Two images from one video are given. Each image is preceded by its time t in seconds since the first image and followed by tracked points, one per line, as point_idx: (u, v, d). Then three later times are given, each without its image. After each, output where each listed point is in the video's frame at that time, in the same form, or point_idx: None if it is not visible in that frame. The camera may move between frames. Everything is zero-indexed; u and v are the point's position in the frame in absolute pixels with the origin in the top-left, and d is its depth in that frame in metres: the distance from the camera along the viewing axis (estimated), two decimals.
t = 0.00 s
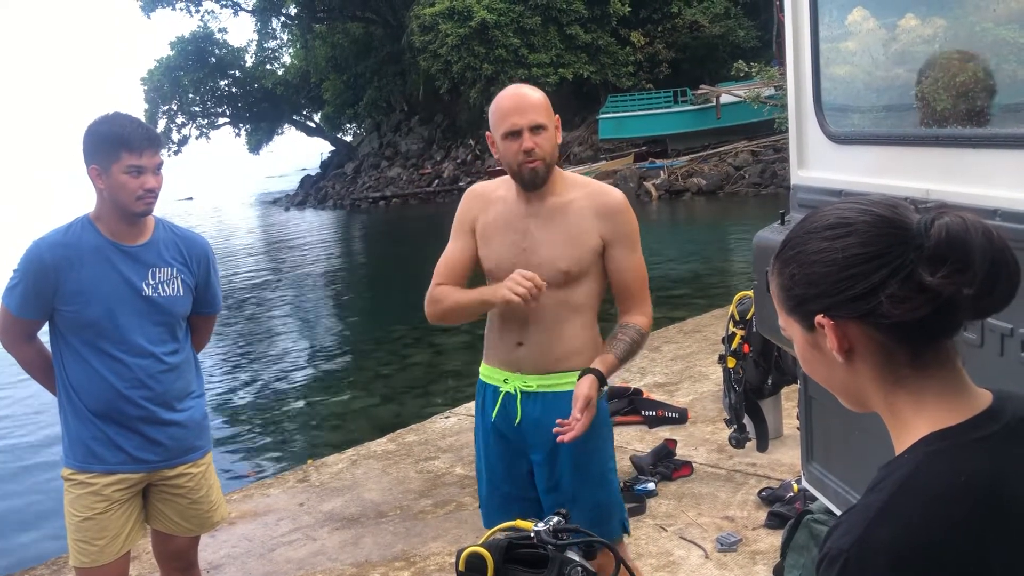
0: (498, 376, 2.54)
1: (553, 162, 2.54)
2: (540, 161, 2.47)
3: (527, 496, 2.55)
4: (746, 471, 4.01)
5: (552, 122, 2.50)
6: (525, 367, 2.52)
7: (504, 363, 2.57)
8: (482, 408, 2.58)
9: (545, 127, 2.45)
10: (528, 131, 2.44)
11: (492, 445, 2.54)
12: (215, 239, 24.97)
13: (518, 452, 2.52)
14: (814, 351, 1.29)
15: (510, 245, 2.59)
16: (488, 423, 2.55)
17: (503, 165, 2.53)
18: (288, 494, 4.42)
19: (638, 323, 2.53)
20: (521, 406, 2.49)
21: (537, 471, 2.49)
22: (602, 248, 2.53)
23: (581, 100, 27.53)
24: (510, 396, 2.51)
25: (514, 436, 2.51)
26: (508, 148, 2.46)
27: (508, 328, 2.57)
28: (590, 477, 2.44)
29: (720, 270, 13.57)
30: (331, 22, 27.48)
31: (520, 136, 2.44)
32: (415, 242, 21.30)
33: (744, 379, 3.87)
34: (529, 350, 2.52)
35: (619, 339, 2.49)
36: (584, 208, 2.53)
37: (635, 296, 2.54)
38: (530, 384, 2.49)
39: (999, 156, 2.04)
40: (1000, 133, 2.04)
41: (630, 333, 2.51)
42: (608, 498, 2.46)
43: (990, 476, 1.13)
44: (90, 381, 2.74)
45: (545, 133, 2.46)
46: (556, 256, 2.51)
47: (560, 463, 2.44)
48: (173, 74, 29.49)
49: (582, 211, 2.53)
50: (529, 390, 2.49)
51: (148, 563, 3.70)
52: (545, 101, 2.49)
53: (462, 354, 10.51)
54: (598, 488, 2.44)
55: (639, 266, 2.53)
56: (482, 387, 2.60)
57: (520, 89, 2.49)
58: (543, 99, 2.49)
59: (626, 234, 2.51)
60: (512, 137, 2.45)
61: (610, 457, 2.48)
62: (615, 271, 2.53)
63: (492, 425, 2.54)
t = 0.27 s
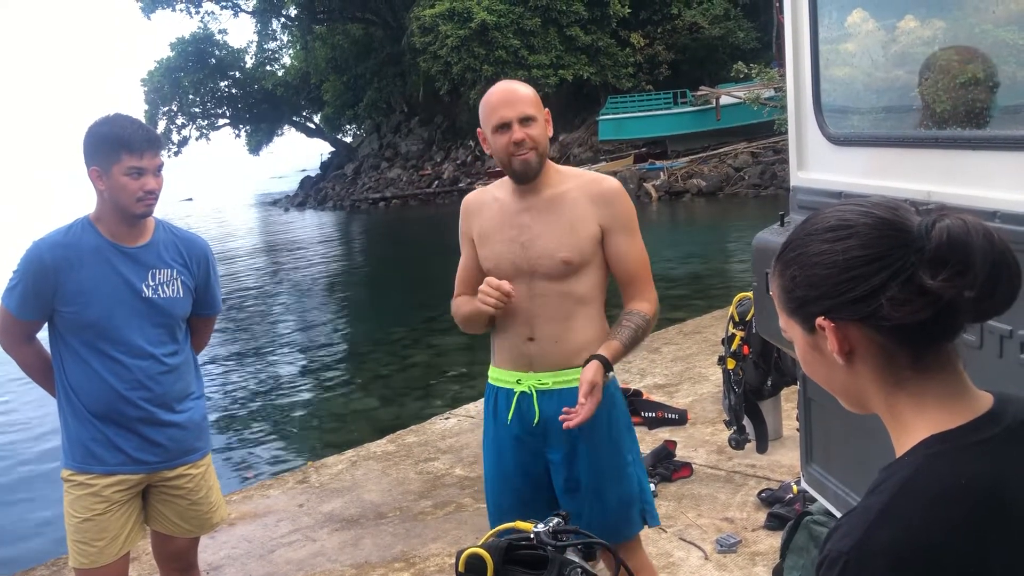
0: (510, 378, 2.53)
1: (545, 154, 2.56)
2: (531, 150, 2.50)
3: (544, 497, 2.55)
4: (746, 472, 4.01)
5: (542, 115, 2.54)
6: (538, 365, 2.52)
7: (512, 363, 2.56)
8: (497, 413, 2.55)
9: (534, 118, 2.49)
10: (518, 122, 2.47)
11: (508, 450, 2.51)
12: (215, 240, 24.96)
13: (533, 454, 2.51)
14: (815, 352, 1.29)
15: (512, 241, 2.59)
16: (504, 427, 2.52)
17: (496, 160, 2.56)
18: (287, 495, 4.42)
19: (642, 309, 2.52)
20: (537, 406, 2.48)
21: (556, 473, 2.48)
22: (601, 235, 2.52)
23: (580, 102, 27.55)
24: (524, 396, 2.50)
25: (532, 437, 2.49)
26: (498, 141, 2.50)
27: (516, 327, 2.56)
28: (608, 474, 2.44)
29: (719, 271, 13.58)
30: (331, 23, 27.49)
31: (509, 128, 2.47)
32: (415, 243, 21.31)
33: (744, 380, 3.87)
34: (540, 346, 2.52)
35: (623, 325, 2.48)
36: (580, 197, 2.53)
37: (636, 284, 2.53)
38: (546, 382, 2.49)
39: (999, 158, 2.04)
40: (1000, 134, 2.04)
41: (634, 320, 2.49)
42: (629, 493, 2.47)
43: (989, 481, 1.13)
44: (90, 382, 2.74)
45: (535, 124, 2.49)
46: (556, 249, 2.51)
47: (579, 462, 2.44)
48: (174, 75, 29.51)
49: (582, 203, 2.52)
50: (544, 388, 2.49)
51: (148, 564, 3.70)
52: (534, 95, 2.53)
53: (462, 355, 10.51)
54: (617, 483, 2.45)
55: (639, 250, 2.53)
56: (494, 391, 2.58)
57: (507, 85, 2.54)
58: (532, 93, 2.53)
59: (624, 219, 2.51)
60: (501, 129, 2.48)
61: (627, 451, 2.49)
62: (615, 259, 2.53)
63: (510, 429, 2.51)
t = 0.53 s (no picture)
0: (519, 380, 2.54)
1: (548, 153, 2.57)
2: (532, 148, 2.51)
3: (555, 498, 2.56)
4: (745, 474, 4.02)
5: (544, 113, 2.56)
6: (547, 364, 2.53)
7: (521, 364, 2.57)
8: (507, 415, 2.56)
9: (535, 115, 2.51)
10: (518, 119, 2.49)
11: (518, 450, 2.52)
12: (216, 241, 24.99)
13: (541, 454, 2.51)
14: (816, 355, 1.29)
15: (517, 243, 2.60)
16: (514, 430, 2.53)
17: (498, 160, 2.58)
18: (287, 496, 4.42)
19: (643, 307, 2.51)
20: (545, 407, 2.48)
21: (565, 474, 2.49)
22: (604, 232, 2.52)
23: (581, 104, 27.58)
24: (533, 398, 2.51)
25: (541, 439, 2.50)
26: (498, 137, 2.52)
27: (522, 328, 2.57)
28: (616, 474, 2.45)
29: (719, 274, 13.59)
30: (333, 26, 27.53)
31: (510, 125, 2.49)
32: (415, 244, 21.33)
33: (743, 383, 3.87)
34: (548, 346, 2.53)
35: (625, 324, 2.48)
36: (584, 197, 2.53)
37: (640, 284, 2.53)
38: (553, 383, 2.49)
39: (999, 161, 2.04)
40: (999, 137, 2.05)
41: (638, 319, 2.49)
42: (637, 495, 2.46)
43: (990, 484, 1.14)
44: (92, 383, 2.75)
45: (536, 120, 2.51)
46: (561, 249, 2.51)
47: (588, 462, 2.45)
48: (175, 76, 29.54)
49: (585, 203, 2.53)
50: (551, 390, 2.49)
51: (148, 565, 3.71)
52: (536, 94, 2.56)
53: (462, 357, 10.52)
54: (626, 484, 2.45)
55: (643, 247, 2.52)
56: (503, 391, 2.59)
57: (511, 84, 2.57)
58: (534, 92, 2.55)
59: (628, 217, 2.51)
60: (502, 127, 2.51)
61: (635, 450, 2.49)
62: (618, 257, 2.52)
63: (519, 430, 2.52)
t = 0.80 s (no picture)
0: (530, 380, 2.55)
1: (552, 156, 2.57)
2: (535, 151, 2.51)
3: (563, 499, 2.57)
4: (746, 479, 4.01)
5: (547, 116, 2.56)
6: (558, 366, 2.54)
7: (532, 367, 2.59)
8: (517, 416, 2.58)
9: (537, 116, 2.52)
10: (520, 120, 2.50)
11: (527, 449, 2.54)
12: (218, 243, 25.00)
13: (549, 455, 2.52)
14: (820, 361, 1.30)
15: (523, 248, 2.60)
16: (525, 430, 2.54)
17: (502, 162, 2.59)
18: (288, 498, 4.43)
19: (648, 312, 2.51)
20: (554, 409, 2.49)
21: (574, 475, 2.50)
22: (610, 237, 2.51)
23: (584, 108, 27.60)
24: (542, 399, 2.52)
25: (550, 440, 2.51)
26: (501, 139, 2.53)
27: (531, 332, 2.58)
28: (625, 476, 2.44)
29: (721, 277, 13.60)
30: (336, 28, 27.57)
31: (512, 127, 2.51)
32: (417, 247, 21.34)
33: (745, 387, 3.86)
34: (559, 350, 2.54)
35: (629, 328, 2.47)
36: (589, 200, 2.53)
37: (646, 287, 2.53)
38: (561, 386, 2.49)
39: (1000, 168, 2.05)
40: (1002, 143, 2.05)
41: (643, 324, 2.48)
42: (646, 497, 2.46)
43: (991, 490, 1.14)
44: (94, 385, 2.75)
45: (539, 122, 2.52)
46: (566, 253, 2.51)
47: (597, 463, 2.46)
48: (178, 77, 29.55)
49: (590, 206, 2.53)
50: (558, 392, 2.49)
51: (149, 566, 3.71)
52: (539, 97, 2.56)
53: (463, 360, 10.52)
54: (635, 486, 2.45)
55: (650, 251, 2.51)
56: (513, 391, 2.62)
57: (517, 87, 2.58)
58: (537, 95, 2.56)
59: (635, 220, 2.49)
60: (504, 129, 2.52)
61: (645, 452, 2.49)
62: (625, 261, 2.51)
63: (528, 430, 2.54)
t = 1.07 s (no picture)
0: (538, 382, 2.57)
1: (558, 156, 2.58)
2: (541, 150, 2.52)
3: (570, 501, 2.57)
4: (747, 481, 4.02)
5: (554, 117, 2.57)
6: (564, 368, 2.55)
7: (539, 368, 2.60)
8: (526, 417, 2.59)
9: (544, 116, 2.53)
10: (527, 119, 2.52)
11: (534, 450, 2.55)
12: (220, 244, 25.01)
13: (555, 457, 2.53)
14: (822, 362, 1.30)
15: (530, 250, 2.61)
16: (532, 432, 2.55)
17: (509, 162, 2.60)
18: (289, 499, 4.43)
19: (655, 315, 2.51)
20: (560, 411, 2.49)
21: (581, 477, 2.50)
22: (618, 240, 2.51)
23: (586, 110, 27.62)
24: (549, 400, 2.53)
25: (557, 442, 2.51)
26: (507, 139, 2.55)
27: (538, 334, 2.59)
28: (632, 478, 2.45)
29: (722, 280, 13.61)
30: (339, 30, 27.63)
31: (518, 126, 2.52)
32: (419, 248, 21.35)
33: (746, 390, 3.86)
34: (567, 351, 2.55)
35: (634, 331, 2.47)
36: (596, 202, 2.53)
37: (652, 291, 2.53)
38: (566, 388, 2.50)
39: (1003, 171, 2.06)
40: (1005, 147, 2.06)
41: (648, 327, 2.48)
42: (652, 499, 2.46)
43: (992, 491, 1.14)
44: (97, 384, 2.76)
45: (545, 121, 2.53)
46: (573, 256, 2.52)
47: (603, 465, 2.47)
48: (181, 78, 29.55)
49: (596, 208, 2.53)
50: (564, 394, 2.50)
51: (150, 565, 3.72)
52: (547, 98, 2.57)
53: (464, 362, 10.52)
54: (642, 488, 2.45)
55: (658, 254, 2.50)
56: (521, 393, 2.63)
57: (526, 89, 2.59)
58: (545, 96, 2.57)
59: (643, 223, 2.49)
60: (510, 128, 2.53)
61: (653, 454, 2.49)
62: (632, 264, 2.51)
63: (535, 432, 2.55)
